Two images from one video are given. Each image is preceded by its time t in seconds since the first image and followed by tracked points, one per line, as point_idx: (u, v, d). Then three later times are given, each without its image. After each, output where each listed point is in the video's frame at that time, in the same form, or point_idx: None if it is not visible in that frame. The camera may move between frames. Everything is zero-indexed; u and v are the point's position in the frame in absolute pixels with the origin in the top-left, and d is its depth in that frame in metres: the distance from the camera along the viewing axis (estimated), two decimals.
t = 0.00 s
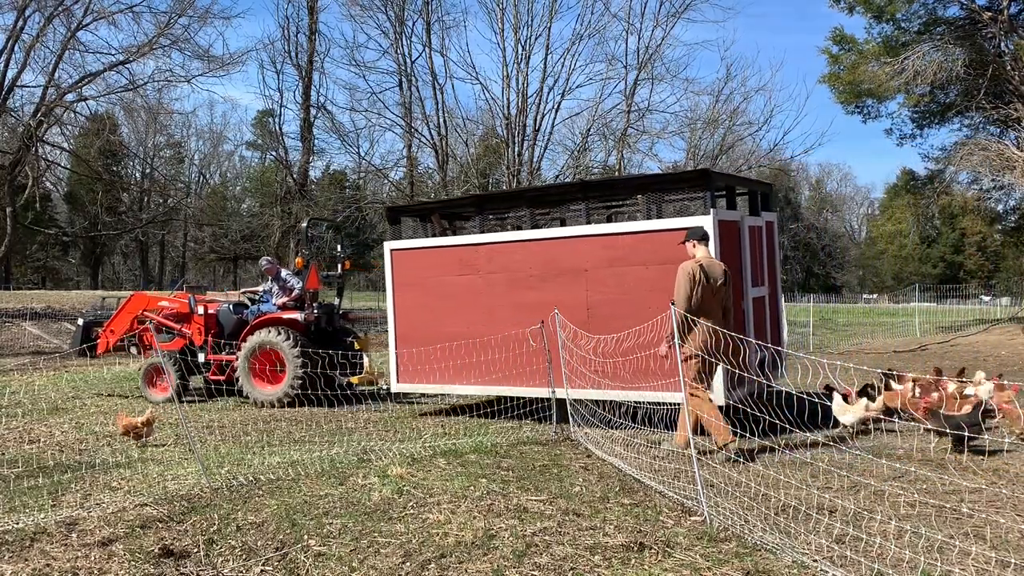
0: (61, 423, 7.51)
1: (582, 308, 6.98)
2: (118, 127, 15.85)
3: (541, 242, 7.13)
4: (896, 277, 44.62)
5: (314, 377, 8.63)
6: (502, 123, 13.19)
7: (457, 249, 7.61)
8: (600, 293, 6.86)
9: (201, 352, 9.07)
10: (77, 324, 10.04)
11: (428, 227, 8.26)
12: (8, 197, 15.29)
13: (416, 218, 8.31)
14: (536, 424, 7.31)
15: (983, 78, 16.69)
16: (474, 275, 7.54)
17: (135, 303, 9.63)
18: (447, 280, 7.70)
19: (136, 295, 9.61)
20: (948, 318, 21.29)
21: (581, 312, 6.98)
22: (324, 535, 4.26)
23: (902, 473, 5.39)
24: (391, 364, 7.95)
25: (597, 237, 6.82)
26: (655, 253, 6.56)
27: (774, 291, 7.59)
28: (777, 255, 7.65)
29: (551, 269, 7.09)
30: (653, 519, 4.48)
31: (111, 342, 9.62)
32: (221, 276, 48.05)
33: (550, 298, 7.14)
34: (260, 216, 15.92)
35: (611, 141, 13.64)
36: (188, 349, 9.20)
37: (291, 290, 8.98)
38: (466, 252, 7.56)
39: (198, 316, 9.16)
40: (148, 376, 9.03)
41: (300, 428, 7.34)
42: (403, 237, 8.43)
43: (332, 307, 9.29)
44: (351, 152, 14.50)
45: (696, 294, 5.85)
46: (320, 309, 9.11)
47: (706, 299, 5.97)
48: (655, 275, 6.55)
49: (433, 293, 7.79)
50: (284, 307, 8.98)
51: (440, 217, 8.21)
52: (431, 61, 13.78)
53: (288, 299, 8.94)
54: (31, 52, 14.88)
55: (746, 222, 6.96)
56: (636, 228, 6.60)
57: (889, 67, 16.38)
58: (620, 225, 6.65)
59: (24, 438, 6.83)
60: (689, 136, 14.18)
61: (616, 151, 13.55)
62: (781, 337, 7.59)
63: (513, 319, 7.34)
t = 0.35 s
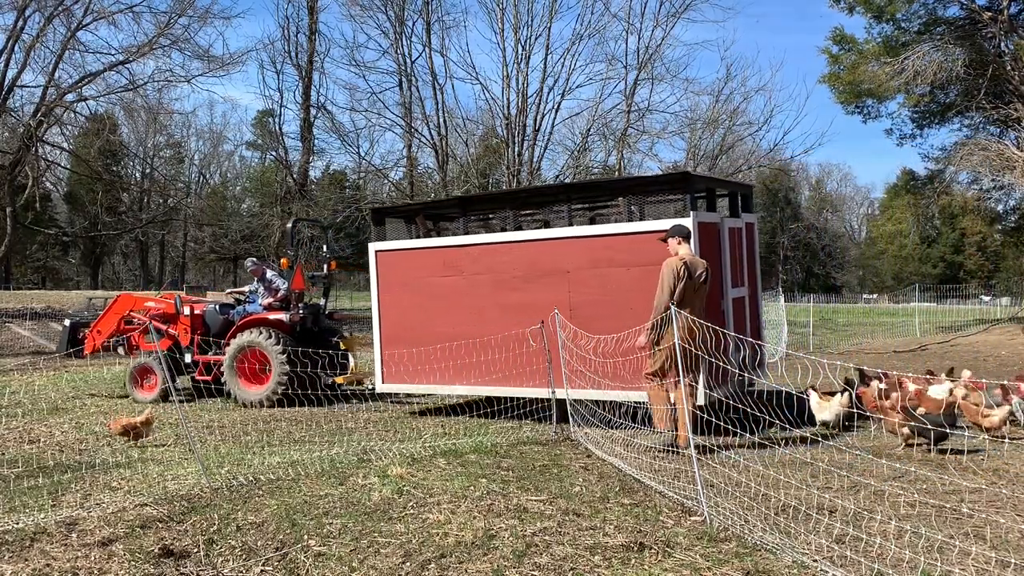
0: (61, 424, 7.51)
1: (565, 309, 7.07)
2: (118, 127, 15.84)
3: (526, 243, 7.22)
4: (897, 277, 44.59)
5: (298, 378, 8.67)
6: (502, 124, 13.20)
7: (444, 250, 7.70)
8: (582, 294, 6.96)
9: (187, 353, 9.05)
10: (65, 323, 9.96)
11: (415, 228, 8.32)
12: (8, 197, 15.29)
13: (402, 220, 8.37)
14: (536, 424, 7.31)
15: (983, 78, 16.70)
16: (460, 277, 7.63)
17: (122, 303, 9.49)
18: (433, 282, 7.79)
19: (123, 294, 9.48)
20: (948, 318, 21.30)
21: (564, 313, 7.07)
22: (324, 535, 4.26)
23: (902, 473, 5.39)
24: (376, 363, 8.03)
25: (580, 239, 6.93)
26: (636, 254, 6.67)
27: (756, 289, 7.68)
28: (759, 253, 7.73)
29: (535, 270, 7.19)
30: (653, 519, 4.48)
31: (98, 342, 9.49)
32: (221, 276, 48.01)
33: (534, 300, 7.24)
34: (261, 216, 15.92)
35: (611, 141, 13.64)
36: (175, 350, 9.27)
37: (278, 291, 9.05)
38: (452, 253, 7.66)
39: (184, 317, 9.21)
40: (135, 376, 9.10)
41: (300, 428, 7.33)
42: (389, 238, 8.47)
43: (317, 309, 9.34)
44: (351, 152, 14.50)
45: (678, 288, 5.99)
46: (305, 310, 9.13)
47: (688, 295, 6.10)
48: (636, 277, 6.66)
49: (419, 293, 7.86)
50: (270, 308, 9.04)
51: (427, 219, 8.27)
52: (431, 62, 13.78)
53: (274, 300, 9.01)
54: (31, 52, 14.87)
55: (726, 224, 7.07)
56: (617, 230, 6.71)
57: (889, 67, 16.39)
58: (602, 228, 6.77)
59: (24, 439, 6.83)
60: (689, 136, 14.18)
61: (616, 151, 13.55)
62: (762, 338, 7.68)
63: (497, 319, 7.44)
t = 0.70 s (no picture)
0: (61, 424, 7.50)
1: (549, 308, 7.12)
2: (118, 127, 15.84)
3: (510, 244, 7.26)
4: (897, 277, 44.60)
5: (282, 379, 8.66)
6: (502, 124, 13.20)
7: (427, 250, 7.72)
8: (565, 293, 7.01)
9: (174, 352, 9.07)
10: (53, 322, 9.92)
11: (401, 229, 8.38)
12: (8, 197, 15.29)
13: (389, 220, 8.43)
14: (536, 424, 7.30)
15: (983, 78, 16.70)
16: (443, 277, 7.65)
17: (109, 303, 9.50)
18: (417, 282, 7.80)
19: (109, 295, 9.45)
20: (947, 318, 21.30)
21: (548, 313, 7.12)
22: (324, 535, 4.26)
23: (903, 473, 5.39)
24: (360, 362, 8.03)
25: (563, 239, 6.98)
26: (618, 254, 6.73)
27: (735, 290, 7.74)
28: (739, 254, 7.79)
29: (518, 271, 7.23)
30: (653, 519, 4.48)
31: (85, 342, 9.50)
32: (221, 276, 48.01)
33: (517, 300, 7.28)
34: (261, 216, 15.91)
35: (611, 141, 13.63)
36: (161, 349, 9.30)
37: (263, 291, 9.13)
38: (435, 254, 7.68)
39: (171, 317, 9.22)
40: (121, 376, 9.10)
41: (300, 428, 7.33)
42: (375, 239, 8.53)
43: (304, 309, 9.30)
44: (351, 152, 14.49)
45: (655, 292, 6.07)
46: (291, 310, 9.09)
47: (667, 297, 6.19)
48: (618, 277, 6.74)
49: (404, 294, 7.88)
50: (256, 308, 9.07)
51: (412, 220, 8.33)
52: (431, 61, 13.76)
53: (260, 300, 9.04)
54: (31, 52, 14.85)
55: (708, 225, 7.14)
56: (600, 231, 6.76)
57: (889, 67, 16.40)
58: (584, 228, 6.82)
59: (24, 439, 6.83)
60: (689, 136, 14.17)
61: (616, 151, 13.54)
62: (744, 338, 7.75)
63: (481, 318, 7.47)
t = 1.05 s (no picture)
0: (61, 424, 7.51)
1: (534, 308, 7.17)
2: (118, 127, 15.83)
3: (496, 244, 7.31)
4: (897, 277, 44.59)
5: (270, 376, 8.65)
6: (502, 123, 13.20)
7: (413, 250, 7.76)
8: (549, 293, 7.06)
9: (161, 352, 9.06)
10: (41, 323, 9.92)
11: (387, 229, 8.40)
12: (8, 197, 15.29)
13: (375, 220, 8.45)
14: (536, 424, 7.31)
15: (983, 78, 16.70)
16: (429, 276, 7.68)
17: (96, 303, 9.56)
18: (404, 282, 7.83)
19: (97, 295, 9.53)
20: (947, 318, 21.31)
21: (533, 312, 7.16)
22: (324, 535, 4.26)
23: (903, 473, 5.39)
24: (347, 362, 8.07)
25: (547, 239, 7.03)
26: (602, 255, 6.80)
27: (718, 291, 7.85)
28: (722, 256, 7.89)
29: (503, 271, 7.28)
30: (653, 518, 4.48)
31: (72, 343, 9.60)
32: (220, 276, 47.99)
33: (502, 299, 7.32)
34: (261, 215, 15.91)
35: (611, 141, 13.62)
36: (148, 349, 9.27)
37: (249, 291, 9.09)
38: (422, 253, 7.71)
39: (158, 317, 9.24)
40: (108, 377, 9.09)
41: (300, 428, 7.33)
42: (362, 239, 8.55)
43: (291, 309, 9.26)
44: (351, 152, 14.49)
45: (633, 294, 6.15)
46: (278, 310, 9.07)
47: (648, 298, 6.28)
48: (602, 277, 6.80)
49: (390, 293, 7.90)
50: (242, 307, 9.06)
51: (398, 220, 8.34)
52: (431, 61, 13.75)
53: (246, 299, 9.02)
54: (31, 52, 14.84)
55: (689, 227, 7.23)
56: (584, 232, 6.83)
57: (889, 67, 16.40)
58: (569, 229, 6.88)
59: (24, 439, 6.83)
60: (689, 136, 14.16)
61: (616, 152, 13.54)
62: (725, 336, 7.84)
63: (466, 318, 7.51)
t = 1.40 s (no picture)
0: (61, 424, 7.51)
1: (518, 308, 7.25)
2: (118, 127, 15.83)
3: (480, 244, 7.39)
4: (897, 277, 44.59)
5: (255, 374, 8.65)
6: (501, 123, 13.19)
7: (400, 251, 7.83)
8: (532, 293, 7.15)
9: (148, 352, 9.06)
10: (27, 324, 9.96)
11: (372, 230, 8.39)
12: (8, 197, 15.30)
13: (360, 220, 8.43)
14: (536, 424, 7.31)
15: (983, 78, 16.70)
16: (414, 277, 7.76)
17: (83, 303, 9.66)
18: (389, 282, 7.89)
19: (84, 295, 9.64)
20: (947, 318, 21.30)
21: (516, 312, 7.24)
22: (324, 535, 4.26)
23: (903, 473, 5.39)
24: (332, 361, 8.10)
25: (531, 240, 7.12)
26: (584, 255, 6.89)
27: (699, 293, 7.91)
28: (703, 260, 7.96)
29: (487, 271, 7.36)
30: (653, 519, 4.48)
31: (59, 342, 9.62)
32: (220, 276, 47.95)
33: (486, 299, 7.40)
34: (260, 215, 15.91)
35: (610, 141, 13.61)
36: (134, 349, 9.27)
37: (236, 291, 9.12)
38: (408, 254, 7.79)
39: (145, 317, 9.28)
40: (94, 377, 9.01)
41: (300, 428, 7.33)
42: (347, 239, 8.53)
43: (277, 309, 9.30)
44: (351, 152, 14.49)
45: (623, 294, 6.11)
46: (264, 310, 9.11)
47: (640, 300, 6.21)
48: (585, 277, 6.89)
49: (376, 294, 7.97)
50: (229, 308, 9.12)
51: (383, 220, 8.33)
52: (431, 61, 13.74)
53: (233, 299, 9.06)
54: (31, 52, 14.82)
55: (670, 228, 7.30)
56: (568, 233, 6.92)
57: (889, 67, 16.41)
58: (552, 230, 6.98)
59: (24, 439, 6.83)
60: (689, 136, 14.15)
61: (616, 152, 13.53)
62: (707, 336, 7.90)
63: (451, 318, 7.58)
